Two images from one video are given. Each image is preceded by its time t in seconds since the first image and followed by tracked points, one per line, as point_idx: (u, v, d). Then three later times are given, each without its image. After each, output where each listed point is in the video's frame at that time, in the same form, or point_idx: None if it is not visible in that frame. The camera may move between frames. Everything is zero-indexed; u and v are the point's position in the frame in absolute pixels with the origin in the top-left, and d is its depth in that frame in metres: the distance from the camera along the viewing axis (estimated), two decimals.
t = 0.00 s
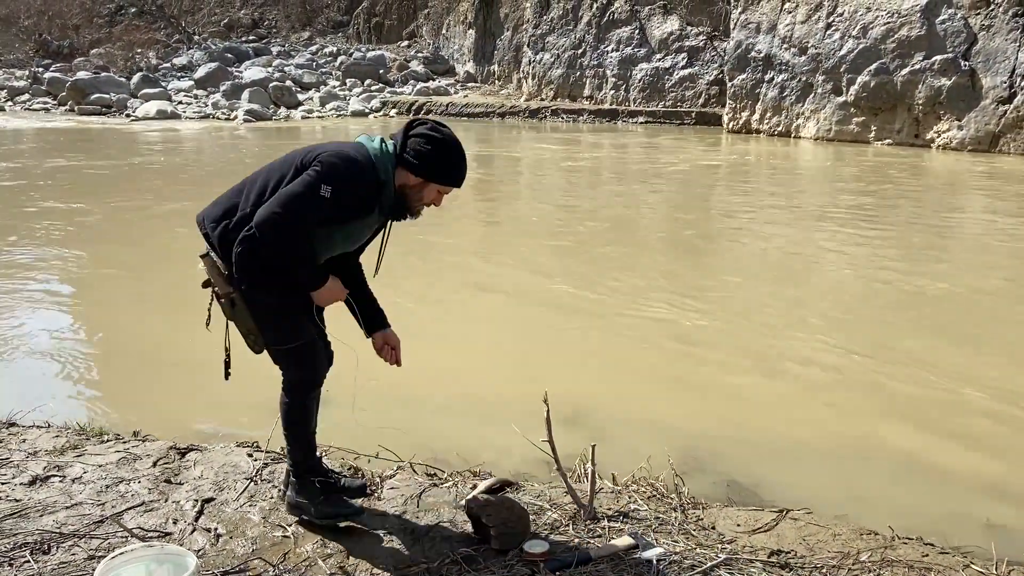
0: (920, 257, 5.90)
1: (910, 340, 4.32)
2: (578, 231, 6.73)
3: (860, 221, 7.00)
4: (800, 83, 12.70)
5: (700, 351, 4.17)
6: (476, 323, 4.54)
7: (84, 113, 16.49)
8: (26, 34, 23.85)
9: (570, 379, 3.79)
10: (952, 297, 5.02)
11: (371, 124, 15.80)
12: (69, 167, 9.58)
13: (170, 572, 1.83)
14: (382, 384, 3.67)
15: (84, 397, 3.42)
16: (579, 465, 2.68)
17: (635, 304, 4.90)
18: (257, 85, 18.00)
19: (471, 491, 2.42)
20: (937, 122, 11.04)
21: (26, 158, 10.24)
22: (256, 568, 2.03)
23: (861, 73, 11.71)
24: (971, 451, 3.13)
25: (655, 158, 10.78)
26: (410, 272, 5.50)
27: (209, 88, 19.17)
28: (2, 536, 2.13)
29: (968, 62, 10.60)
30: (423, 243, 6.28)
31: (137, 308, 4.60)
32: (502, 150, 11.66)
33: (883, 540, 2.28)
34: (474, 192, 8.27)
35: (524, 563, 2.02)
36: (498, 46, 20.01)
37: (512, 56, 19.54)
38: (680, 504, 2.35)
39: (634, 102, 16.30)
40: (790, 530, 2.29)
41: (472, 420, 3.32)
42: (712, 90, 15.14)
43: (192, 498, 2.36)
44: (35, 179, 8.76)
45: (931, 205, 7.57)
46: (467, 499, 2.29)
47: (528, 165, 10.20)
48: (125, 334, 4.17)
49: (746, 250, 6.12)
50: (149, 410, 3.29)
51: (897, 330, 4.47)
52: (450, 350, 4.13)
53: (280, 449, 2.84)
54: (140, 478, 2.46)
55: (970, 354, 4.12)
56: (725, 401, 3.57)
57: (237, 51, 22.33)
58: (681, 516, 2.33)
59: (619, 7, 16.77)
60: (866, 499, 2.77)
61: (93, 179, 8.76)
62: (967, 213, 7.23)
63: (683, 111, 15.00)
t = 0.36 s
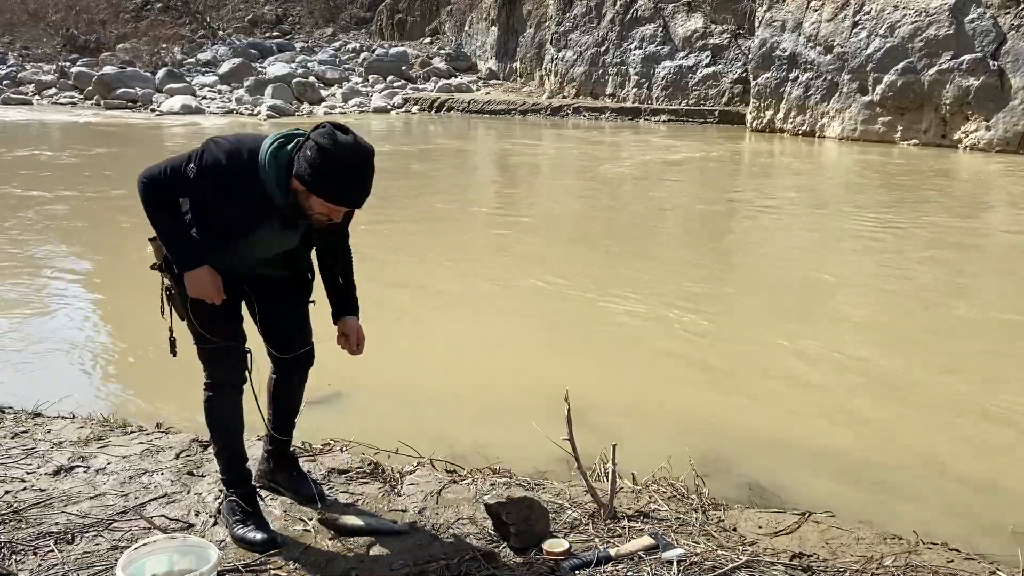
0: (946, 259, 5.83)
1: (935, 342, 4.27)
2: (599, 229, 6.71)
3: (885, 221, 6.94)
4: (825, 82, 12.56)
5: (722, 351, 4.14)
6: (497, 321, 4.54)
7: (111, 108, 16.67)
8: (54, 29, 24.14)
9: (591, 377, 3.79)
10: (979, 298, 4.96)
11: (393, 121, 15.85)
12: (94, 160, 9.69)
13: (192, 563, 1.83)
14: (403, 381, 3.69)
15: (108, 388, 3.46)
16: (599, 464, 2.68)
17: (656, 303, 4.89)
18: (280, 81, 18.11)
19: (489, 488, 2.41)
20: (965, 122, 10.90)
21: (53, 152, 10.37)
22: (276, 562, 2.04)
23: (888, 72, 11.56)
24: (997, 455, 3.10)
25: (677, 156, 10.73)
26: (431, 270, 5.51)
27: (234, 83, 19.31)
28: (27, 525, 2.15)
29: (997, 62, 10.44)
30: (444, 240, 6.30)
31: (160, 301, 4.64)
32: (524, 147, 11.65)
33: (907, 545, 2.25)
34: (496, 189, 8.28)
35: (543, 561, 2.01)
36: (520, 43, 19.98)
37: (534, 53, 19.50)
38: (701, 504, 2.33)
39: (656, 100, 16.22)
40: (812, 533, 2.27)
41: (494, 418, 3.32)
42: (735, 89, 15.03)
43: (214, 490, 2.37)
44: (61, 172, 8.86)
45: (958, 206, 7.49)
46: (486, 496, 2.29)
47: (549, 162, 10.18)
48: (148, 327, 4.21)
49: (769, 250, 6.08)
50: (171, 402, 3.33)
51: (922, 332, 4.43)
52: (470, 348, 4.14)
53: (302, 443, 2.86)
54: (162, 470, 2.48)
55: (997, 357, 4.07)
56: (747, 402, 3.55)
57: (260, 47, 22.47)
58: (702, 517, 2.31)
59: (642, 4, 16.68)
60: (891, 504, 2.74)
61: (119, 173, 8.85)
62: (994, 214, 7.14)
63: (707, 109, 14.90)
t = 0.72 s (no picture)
0: (970, 258, 5.78)
1: (958, 342, 4.24)
2: (620, 224, 6.71)
3: (908, 220, 6.88)
4: (850, 79, 12.44)
5: (743, 348, 4.13)
6: (517, 315, 4.56)
7: (135, 99, 16.83)
8: (80, 21, 24.39)
9: (611, 372, 3.80)
10: (1003, 298, 4.92)
11: (414, 114, 15.88)
12: (119, 151, 9.80)
13: (218, 546, 1.80)
14: (424, 373, 3.72)
15: (134, 376, 3.51)
16: (619, 457, 2.69)
17: (677, 299, 4.89)
18: (302, 74, 18.20)
19: (509, 479, 2.43)
20: (991, 121, 10.78)
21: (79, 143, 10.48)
22: (300, 547, 2.06)
23: (914, 69, 11.42)
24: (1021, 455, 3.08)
25: (698, 153, 10.68)
26: (451, 263, 5.53)
27: (256, 76, 19.43)
28: (56, 506, 2.18)
29: None
30: (464, 234, 6.32)
31: (184, 291, 4.69)
32: (544, 142, 11.64)
33: (929, 542, 2.25)
34: (516, 184, 8.29)
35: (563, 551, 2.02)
36: (542, 38, 19.96)
37: (556, 48, 19.45)
38: (721, 498, 2.33)
39: (678, 96, 16.14)
40: (833, 529, 2.27)
41: (514, 411, 3.34)
42: (758, 85, 14.92)
43: (239, 476, 2.41)
44: (87, 162, 8.97)
45: (982, 205, 7.41)
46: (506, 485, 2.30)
47: (569, 158, 10.16)
48: (172, 316, 4.26)
49: (791, 247, 6.05)
50: (196, 390, 3.37)
51: (945, 331, 4.40)
52: (490, 341, 4.15)
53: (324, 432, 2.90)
54: (188, 455, 2.51)
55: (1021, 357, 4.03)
56: (767, 398, 3.54)
57: (283, 40, 22.60)
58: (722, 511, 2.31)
59: None
60: (912, 502, 2.72)
61: (143, 164, 8.94)
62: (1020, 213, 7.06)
63: (728, 105, 14.79)
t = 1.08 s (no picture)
0: (992, 263, 5.73)
1: (979, 347, 4.21)
2: (637, 226, 6.71)
3: (929, 224, 6.83)
4: (870, 82, 12.34)
5: (761, 352, 4.12)
6: (534, 316, 4.57)
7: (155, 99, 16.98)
8: (102, 22, 24.65)
9: (627, 374, 3.80)
10: None
11: (431, 116, 15.93)
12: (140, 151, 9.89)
13: (237, 543, 1.80)
14: (442, 374, 3.73)
15: (154, 373, 3.54)
16: (634, 460, 2.69)
17: (694, 301, 4.88)
18: (320, 75, 18.30)
19: (526, 481, 2.43)
20: (1013, 125, 10.68)
21: (100, 142, 10.59)
22: (318, 545, 2.07)
23: (935, 73, 11.32)
24: None
25: (716, 155, 10.65)
26: (469, 265, 5.55)
27: (275, 77, 19.56)
28: (78, 501, 2.20)
29: None
30: (482, 235, 6.34)
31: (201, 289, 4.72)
32: (561, 144, 11.64)
33: (949, 549, 2.23)
34: (533, 186, 8.30)
35: (579, 552, 2.03)
36: (559, 40, 19.95)
37: (573, 50, 19.44)
38: (739, 502, 2.32)
39: (696, 99, 16.09)
40: (852, 534, 2.26)
41: (532, 413, 3.35)
42: (777, 88, 14.84)
43: (257, 474, 2.43)
44: (108, 161, 9.06)
45: (1004, 210, 7.35)
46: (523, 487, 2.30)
47: (586, 160, 10.15)
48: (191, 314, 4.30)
49: (810, 250, 6.03)
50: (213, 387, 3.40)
51: (966, 337, 4.37)
52: (508, 342, 4.16)
53: (342, 431, 2.92)
54: (207, 452, 2.54)
55: None
56: (784, 402, 3.54)
57: (302, 41, 22.74)
58: (739, 515, 2.30)
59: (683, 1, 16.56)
60: (931, 509, 2.70)
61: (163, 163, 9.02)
62: None
63: (747, 108, 14.72)
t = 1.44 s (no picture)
0: (1006, 261, 5.69)
1: (994, 346, 4.18)
2: (648, 225, 6.70)
3: (942, 222, 6.79)
4: (882, 80, 12.25)
5: (773, 351, 4.10)
6: (545, 316, 4.57)
7: (167, 101, 17.07)
8: (114, 24, 24.80)
9: (639, 373, 3.80)
10: None
11: (441, 116, 15.95)
12: (152, 151, 9.95)
13: (252, 542, 1.81)
14: (454, 373, 3.74)
15: (166, 373, 3.56)
16: (646, 459, 2.68)
17: (705, 301, 4.87)
18: (331, 76, 18.35)
19: (538, 480, 2.43)
20: None
21: (113, 143, 10.65)
22: (331, 543, 2.08)
23: (948, 71, 11.24)
24: None
25: (727, 154, 10.61)
26: (479, 264, 5.55)
27: (285, 78, 19.62)
28: (92, 499, 2.21)
29: None
30: (493, 235, 6.35)
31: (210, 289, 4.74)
32: (571, 144, 11.63)
33: (964, 549, 2.22)
34: (544, 186, 8.30)
35: (591, 551, 2.02)
36: (569, 40, 19.93)
37: (583, 50, 19.41)
38: (752, 502, 2.31)
39: (706, 98, 16.03)
40: (866, 534, 2.24)
41: (544, 412, 3.34)
42: (789, 86, 14.78)
43: (270, 473, 2.44)
44: (120, 163, 9.11)
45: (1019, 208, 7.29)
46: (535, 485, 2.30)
47: (596, 159, 10.13)
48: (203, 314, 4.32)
49: (822, 249, 6.00)
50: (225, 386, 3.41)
51: (981, 335, 4.34)
52: (520, 342, 4.16)
53: (354, 430, 2.93)
54: (220, 451, 2.55)
55: None
56: (797, 401, 3.52)
57: (313, 42, 22.82)
58: (752, 514, 2.29)
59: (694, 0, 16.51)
60: (946, 508, 2.69)
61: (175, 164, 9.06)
62: None
63: (758, 107, 14.67)
